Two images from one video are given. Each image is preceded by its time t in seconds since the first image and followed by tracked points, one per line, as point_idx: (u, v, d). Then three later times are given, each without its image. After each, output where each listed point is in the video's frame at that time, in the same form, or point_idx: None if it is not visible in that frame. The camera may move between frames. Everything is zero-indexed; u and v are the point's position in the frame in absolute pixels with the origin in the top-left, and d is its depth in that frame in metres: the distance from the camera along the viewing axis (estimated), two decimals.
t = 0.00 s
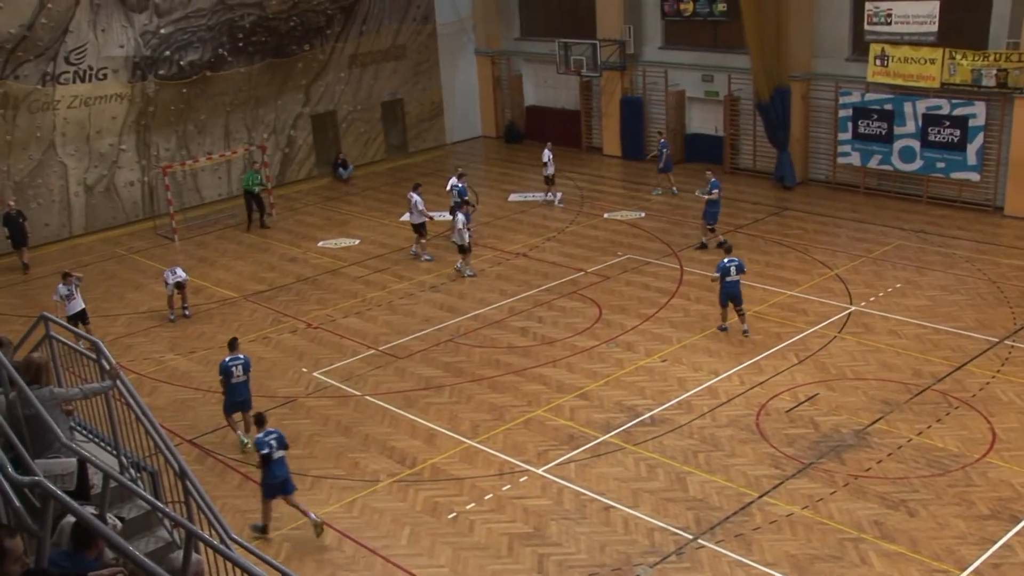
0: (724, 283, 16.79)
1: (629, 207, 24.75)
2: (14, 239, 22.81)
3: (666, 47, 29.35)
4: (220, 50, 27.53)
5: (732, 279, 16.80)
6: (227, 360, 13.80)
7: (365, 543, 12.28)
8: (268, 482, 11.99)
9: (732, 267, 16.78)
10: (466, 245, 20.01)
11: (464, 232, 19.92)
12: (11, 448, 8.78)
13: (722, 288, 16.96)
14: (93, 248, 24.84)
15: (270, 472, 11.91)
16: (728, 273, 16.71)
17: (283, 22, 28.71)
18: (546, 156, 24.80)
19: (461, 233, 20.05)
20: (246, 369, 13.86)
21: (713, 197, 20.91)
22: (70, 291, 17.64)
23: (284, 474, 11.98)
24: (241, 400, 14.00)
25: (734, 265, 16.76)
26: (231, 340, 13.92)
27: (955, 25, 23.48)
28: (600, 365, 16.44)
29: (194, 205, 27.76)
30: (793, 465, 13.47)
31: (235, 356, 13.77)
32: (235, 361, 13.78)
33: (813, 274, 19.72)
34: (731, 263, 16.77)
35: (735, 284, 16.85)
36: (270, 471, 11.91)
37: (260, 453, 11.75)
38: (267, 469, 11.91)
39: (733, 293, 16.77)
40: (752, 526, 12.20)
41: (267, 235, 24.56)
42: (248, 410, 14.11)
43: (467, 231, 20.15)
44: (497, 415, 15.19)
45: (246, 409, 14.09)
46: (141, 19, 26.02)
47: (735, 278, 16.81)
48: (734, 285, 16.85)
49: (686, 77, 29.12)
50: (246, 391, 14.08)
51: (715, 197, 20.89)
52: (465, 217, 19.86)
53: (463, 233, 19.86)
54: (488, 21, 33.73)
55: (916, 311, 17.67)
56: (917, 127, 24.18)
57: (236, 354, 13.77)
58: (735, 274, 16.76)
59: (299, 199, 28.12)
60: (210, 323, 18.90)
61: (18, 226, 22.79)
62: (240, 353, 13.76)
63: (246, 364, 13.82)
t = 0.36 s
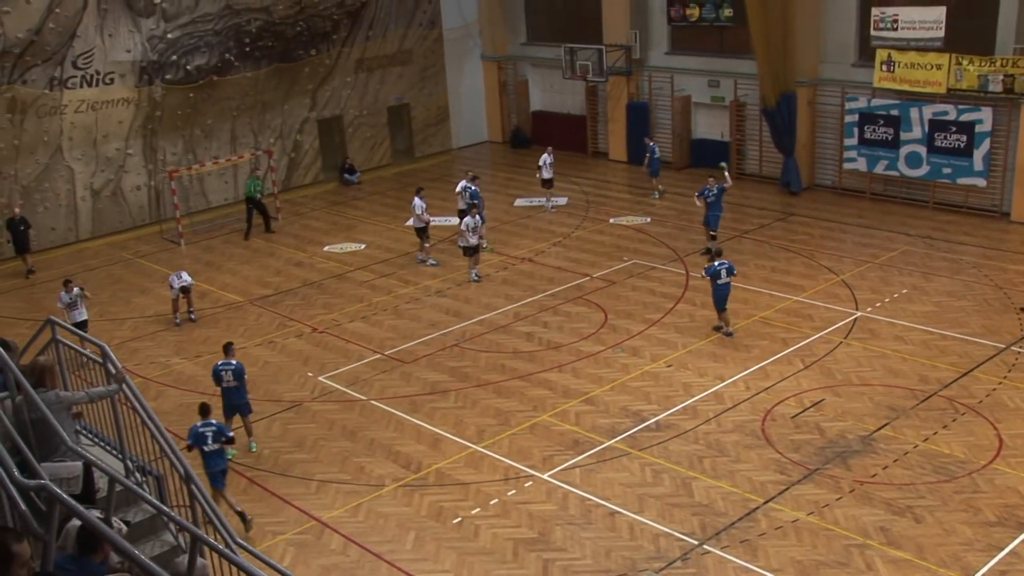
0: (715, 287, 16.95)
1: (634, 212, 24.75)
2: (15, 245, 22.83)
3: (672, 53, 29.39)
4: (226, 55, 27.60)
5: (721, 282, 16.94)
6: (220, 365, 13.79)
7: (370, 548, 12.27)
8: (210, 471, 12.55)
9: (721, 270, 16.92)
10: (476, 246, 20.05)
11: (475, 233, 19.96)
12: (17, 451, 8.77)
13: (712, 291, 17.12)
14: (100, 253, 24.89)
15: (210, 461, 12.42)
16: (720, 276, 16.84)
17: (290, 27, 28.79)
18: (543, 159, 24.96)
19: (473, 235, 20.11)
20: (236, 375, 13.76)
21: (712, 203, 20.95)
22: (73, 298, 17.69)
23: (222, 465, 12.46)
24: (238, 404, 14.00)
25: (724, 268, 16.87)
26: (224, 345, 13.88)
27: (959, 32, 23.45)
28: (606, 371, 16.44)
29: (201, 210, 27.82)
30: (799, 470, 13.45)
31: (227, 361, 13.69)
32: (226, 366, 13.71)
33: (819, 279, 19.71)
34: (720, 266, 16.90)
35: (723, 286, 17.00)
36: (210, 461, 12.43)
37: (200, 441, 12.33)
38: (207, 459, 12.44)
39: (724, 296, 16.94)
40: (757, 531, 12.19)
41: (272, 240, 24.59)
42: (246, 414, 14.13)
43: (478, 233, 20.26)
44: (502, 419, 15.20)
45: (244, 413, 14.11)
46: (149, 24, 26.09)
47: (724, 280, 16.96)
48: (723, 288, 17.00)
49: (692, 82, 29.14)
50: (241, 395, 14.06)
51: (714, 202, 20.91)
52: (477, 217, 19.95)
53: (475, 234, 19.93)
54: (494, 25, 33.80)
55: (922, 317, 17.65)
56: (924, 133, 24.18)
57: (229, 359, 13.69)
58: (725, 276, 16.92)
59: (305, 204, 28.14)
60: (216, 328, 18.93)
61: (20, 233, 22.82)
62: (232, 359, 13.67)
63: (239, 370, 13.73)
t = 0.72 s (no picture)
0: (704, 296, 16.88)
1: (641, 222, 24.74)
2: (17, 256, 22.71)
3: (680, 63, 29.40)
4: (234, 64, 27.71)
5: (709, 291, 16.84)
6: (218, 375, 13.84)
7: (375, 557, 12.25)
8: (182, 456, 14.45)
9: (711, 279, 16.80)
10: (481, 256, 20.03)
11: (479, 242, 19.94)
12: (22, 458, 8.75)
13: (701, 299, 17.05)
14: (107, 260, 24.95)
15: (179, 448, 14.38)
16: (709, 287, 16.77)
17: (298, 36, 28.89)
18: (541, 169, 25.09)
19: (478, 244, 20.09)
20: (230, 386, 13.72)
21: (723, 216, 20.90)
22: (75, 310, 17.74)
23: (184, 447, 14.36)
24: (237, 415, 13.98)
25: (714, 279, 16.79)
26: (223, 355, 13.91)
27: (967, 42, 23.34)
28: (611, 381, 16.41)
29: (208, 218, 27.89)
30: (806, 481, 13.40)
31: (222, 372, 13.71)
32: (221, 376, 13.73)
33: (826, 290, 19.68)
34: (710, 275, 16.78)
35: (712, 295, 16.90)
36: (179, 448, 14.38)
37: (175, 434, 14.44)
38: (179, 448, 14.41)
39: (712, 306, 16.90)
40: (763, 542, 12.14)
41: (279, 248, 24.63)
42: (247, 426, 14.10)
43: (483, 244, 20.25)
44: (508, 429, 15.18)
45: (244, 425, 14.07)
46: (157, 32, 26.20)
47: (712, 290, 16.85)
48: (712, 297, 16.91)
49: (699, 92, 29.15)
50: (240, 407, 14.02)
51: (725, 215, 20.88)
52: (484, 227, 19.99)
53: (481, 242, 19.92)
54: (502, 35, 33.87)
55: (929, 328, 17.60)
56: (931, 143, 24.15)
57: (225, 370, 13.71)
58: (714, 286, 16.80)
59: (312, 213, 28.19)
60: (222, 336, 18.96)
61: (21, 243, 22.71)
62: (228, 370, 13.68)
63: (232, 381, 13.69)
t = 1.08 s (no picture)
0: (691, 300, 16.86)
1: (646, 225, 24.74)
2: (14, 260, 22.73)
3: (686, 66, 29.40)
4: (241, 67, 27.76)
5: (697, 296, 16.77)
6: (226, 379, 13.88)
7: (381, 560, 12.25)
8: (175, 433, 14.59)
9: (700, 284, 16.74)
10: (481, 263, 19.99)
11: (477, 249, 19.92)
12: (29, 461, 8.75)
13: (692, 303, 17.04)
14: (113, 262, 25.00)
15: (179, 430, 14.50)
16: (694, 291, 16.74)
17: (304, 39, 28.92)
18: (535, 176, 25.30)
19: (477, 251, 20.06)
20: (236, 391, 13.73)
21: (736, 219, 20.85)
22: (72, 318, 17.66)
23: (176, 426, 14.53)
24: (243, 420, 13.95)
25: (702, 284, 16.71)
26: (230, 359, 13.93)
27: (975, 46, 23.31)
28: (617, 384, 16.41)
29: (214, 220, 27.93)
30: (812, 485, 13.38)
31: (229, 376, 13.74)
32: (229, 380, 13.74)
33: (831, 293, 19.67)
34: (698, 281, 16.72)
35: (700, 301, 16.80)
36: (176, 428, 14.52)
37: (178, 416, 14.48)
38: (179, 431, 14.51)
39: (699, 311, 16.81)
40: (769, 545, 12.12)
41: (284, 251, 24.64)
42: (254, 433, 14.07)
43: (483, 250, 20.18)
44: (513, 432, 15.18)
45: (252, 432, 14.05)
46: (164, 35, 26.23)
47: (701, 295, 16.76)
48: (701, 303, 16.81)
49: (705, 96, 29.13)
50: (246, 412, 13.98)
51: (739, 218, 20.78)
52: (483, 233, 19.91)
53: (479, 249, 19.87)
54: (507, 38, 33.88)
55: (935, 332, 17.57)
56: (937, 146, 24.14)
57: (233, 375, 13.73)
58: (701, 292, 16.71)
59: (318, 215, 28.22)
60: (228, 338, 18.98)
61: (19, 247, 22.73)
62: (235, 374, 13.69)
63: (238, 385, 13.69)
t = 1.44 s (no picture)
0: (691, 309, 16.56)
1: (649, 225, 24.73)
2: (9, 262, 22.62)
3: (689, 66, 29.41)
4: (244, 67, 27.78)
5: (697, 304, 16.51)
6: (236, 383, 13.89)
7: (384, 560, 12.25)
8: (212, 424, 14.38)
9: (700, 292, 16.50)
10: (476, 267, 19.81)
11: (472, 252, 19.74)
12: (32, 461, 8.73)
13: (689, 313, 16.74)
14: (116, 262, 25.02)
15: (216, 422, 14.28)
16: (694, 298, 16.47)
17: (308, 39, 28.94)
18: (533, 173, 25.45)
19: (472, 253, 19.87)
20: (245, 394, 13.73)
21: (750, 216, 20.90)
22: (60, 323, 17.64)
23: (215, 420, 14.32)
24: (251, 423, 13.92)
25: (702, 291, 16.47)
26: (241, 363, 13.93)
27: (979, 45, 23.30)
28: (620, 384, 16.41)
29: (217, 220, 27.95)
30: (815, 485, 13.38)
31: (239, 380, 13.74)
32: (239, 383, 13.76)
33: (834, 293, 19.67)
34: (698, 289, 16.49)
35: (700, 310, 16.54)
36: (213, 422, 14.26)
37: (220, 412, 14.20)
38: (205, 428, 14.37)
39: (699, 319, 16.53)
40: (772, 546, 12.12)
41: (287, 251, 24.65)
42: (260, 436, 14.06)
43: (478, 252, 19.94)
44: (516, 432, 15.18)
45: (258, 435, 14.04)
46: (168, 35, 26.26)
47: (701, 304, 16.51)
48: (700, 311, 16.55)
49: (708, 96, 29.12)
50: (255, 415, 13.97)
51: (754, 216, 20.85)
52: (478, 235, 19.79)
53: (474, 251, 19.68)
54: (511, 38, 33.90)
55: (939, 332, 17.57)
56: (941, 147, 24.12)
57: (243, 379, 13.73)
58: (702, 300, 16.48)
59: (320, 215, 28.22)
60: (231, 338, 19.00)
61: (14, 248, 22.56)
62: (244, 379, 13.69)
63: (248, 390, 13.69)
